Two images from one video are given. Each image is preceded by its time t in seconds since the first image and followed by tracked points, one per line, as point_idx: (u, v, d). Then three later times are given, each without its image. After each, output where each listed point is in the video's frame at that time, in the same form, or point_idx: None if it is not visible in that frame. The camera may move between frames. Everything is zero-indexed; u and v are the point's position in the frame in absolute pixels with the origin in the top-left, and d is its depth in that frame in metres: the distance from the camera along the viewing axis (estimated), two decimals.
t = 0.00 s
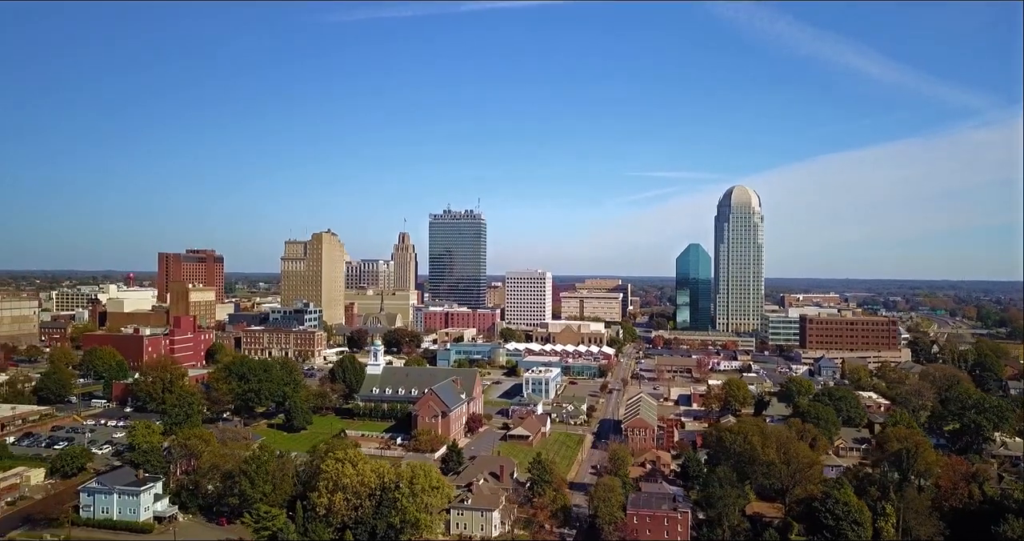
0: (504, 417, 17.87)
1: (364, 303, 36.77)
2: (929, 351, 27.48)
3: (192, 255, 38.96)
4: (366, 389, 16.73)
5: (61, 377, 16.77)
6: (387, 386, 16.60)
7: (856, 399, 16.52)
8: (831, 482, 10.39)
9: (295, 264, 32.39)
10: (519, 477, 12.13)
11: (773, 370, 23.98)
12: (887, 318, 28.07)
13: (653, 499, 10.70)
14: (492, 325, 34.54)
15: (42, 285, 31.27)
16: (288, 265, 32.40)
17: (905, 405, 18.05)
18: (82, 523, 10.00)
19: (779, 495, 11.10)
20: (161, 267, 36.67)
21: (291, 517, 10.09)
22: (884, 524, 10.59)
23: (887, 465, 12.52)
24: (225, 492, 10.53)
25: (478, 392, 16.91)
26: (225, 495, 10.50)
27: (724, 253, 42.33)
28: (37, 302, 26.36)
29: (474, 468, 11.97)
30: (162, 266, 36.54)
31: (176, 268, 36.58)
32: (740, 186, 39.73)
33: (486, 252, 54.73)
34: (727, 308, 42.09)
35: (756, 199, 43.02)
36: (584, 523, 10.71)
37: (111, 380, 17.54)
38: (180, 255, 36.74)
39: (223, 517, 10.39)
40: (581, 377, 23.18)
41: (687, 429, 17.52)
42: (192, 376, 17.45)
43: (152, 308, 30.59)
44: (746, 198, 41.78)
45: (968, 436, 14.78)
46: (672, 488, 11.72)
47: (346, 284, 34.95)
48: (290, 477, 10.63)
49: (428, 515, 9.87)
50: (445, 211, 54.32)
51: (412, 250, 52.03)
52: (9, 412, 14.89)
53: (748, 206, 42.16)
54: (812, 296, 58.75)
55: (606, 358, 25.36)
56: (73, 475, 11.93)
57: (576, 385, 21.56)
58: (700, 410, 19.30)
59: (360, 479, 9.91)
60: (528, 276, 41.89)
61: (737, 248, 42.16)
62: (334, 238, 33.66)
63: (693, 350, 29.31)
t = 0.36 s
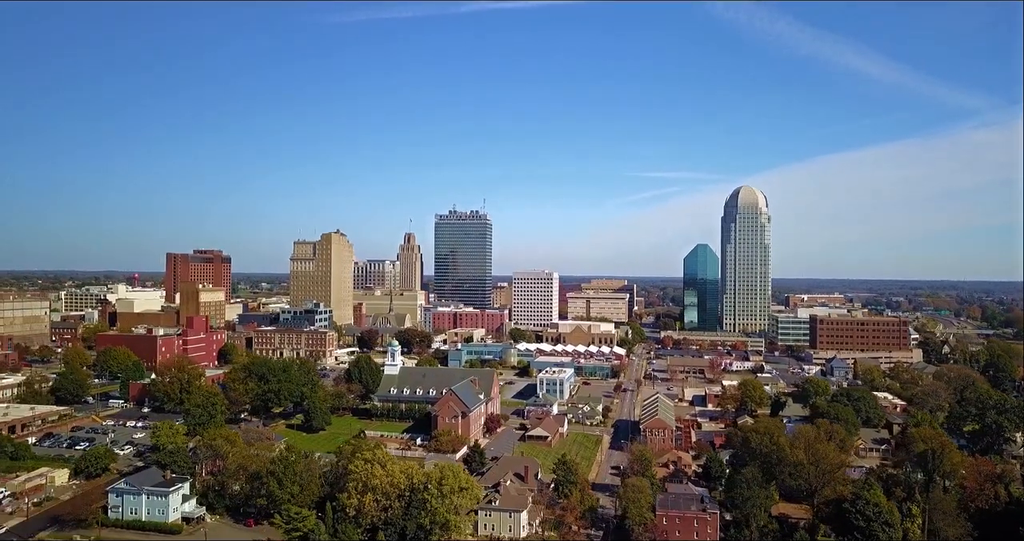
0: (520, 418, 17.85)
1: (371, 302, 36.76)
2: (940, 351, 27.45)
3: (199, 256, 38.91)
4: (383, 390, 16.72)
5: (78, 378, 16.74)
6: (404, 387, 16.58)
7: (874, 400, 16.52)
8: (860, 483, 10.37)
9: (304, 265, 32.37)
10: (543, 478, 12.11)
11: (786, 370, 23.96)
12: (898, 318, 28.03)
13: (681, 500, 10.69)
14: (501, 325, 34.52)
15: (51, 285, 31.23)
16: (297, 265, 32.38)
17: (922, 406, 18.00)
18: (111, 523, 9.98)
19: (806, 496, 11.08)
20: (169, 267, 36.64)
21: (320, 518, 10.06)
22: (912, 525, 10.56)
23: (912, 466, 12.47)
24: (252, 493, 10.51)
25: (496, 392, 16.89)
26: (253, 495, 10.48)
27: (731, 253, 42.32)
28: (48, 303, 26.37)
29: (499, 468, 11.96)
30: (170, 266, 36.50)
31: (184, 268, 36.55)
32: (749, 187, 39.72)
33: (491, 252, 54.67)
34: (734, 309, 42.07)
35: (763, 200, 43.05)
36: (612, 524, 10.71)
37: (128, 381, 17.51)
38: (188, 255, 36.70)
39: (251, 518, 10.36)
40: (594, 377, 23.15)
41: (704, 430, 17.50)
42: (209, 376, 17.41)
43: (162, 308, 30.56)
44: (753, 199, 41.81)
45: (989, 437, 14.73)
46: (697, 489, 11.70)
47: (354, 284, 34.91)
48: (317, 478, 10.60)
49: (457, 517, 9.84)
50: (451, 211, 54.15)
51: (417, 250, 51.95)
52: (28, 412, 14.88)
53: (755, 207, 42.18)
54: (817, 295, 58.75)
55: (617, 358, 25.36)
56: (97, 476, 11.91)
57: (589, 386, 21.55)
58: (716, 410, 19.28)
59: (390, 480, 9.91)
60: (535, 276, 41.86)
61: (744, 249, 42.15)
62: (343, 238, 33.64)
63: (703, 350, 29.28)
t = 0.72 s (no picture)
0: (536, 420, 17.82)
1: (380, 303, 36.75)
2: (951, 352, 27.42)
3: (207, 257, 38.91)
4: (402, 391, 16.85)
5: (96, 378, 16.72)
6: (422, 388, 16.72)
7: (893, 402, 16.54)
8: (890, 485, 10.36)
9: (314, 265, 32.37)
10: (567, 479, 12.08)
11: (799, 372, 23.94)
12: (908, 319, 27.94)
13: (709, 501, 10.70)
14: (509, 326, 34.49)
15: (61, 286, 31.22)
16: (307, 266, 32.37)
17: (939, 407, 17.96)
18: (140, 525, 9.97)
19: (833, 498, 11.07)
20: (177, 268, 36.62)
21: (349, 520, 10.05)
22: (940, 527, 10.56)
23: (937, 468, 12.46)
24: (281, 494, 10.50)
25: (513, 394, 16.89)
26: (281, 497, 10.47)
27: (738, 254, 42.28)
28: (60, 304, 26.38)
29: (523, 470, 11.95)
30: (178, 266, 36.49)
31: (192, 269, 36.57)
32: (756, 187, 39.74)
33: (497, 252, 54.69)
34: (741, 309, 42.02)
35: (770, 201, 43.05)
36: (640, 525, 10.73)
37: (145, 382, 17.49)
38: (196, 256, 36.69)
39: (278, 519, 10.35)
40: (607, 379, 23.10)
41: (721, 431, 17.47)
42: (225, 378, 17.39)
43: (172, 309, 30.55)
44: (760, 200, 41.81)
45: (1011, 438, 14.57)
46: (724, 491, 11.68)
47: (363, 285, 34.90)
48: (345, 480, 10.58)
49: (487, 518, 9.81)
50: (456, 212, 54.32)
51: (422, 251, 52.02)
52: (48, 413, 14.87)
53: (762, 208, 42.18)
54: (822, 295, 58.72)
55: (629, 360, 25.29)
56: (121, 477, 11.89)
57: (603, 387, 21.49)
58: (732, 412, 19.25)
59: (420, 481, 9.91)
60: (542, 277, 41.83)
61: (750, 249, 42.13)
62: (353, 239, 33.63)
63: (713, 351, 29.25)
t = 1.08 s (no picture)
0: (554, 420, 17.80)
1: (389, 303, 36.76)
2: (964, 353, 27.38)
3: (216, 257, 38.93)
4: (421, 391, 16.87)
5: (114, 379, 16.71)
6: (442, 389, 16.74)
7: (913, 403, 16.55)
8: (922, 487, 10.34)
9: (324, 266, 32.39)
10: (594, 481, 12.07)
11: (813, 373, 23.92)
12: (920, 320, 27.88)
13: (738, 502, 10.70)
14: (519, 327, 34.48)
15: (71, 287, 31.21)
16: (317, 266, 32.39)
17: (958, 407, 17.93)
18: (172, 525, 9.96)
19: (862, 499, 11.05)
20: (186, 268, 36.63)
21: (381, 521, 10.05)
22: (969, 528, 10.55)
23: (963, 469, 12.42)
24: (311, 495, 10.50)
25: (533, 395, 16.89)
26: (312, 497, 10.47)
27: (746, 254, 42.27)
28: (73, 304, 26.42)
29: (550, 470, 11.95)
30: (187, 267, 36.50)
31: (201, 270, 36.60)
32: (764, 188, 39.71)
33: (503, 253, 54.69)
34: (749, 310, 42.01)
35: (777, 202, 43.06)
36: (671, 524, 10.74)
37: (163, 382, 17.49)
38: (205, 256, 36.71)
39: (308, 520, 10.35)
40: (620, 379, 23.08)
41: (740, 431, 17.45)
42: (244, 379, 17.38)
43: (182, 310, 30.55)
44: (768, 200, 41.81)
45: None
46: (751, 492, 11.68)
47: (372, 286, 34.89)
48: (374, 481, 10.57)
49: (520, 520, 9.81)
50: (461, 213, 54.36)
51: (428, 252, 52.07)
52: (70, 413, 14.88)
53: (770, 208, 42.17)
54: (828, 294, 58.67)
55: (642, 360, 25.25)
56: (148, 478, 11.88)
57: (618, 388, 21.44)
58: (749, 412, 19.24)
59: (452, 482, 9.91)
60: (550, 277, 41.81)
61: (758, 250, 42.11)
62: (363, 240, 33.63)
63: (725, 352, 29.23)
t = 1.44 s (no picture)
0: (571, 420, 17.78)
1: (397, 303, 36.74)
2: (975, 353, 27.36)
3: (224, 257, 38.92)
4: (439, 391, 16.85)
5: (132, 379, 16.70)
6: (460, 389, 16.74)
7: (932, 403, 16.53)
8: (952, 488, 10.32)
9: (333, 266, 32.39)
10: (619, 481, 12.06)
11: (826, 373, 23.89)
12: (932, 320, 27.85)
13: (767, 502, 10.69)
14: (528, 327, 34.44)
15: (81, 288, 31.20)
16: (326, 266, 32.38)
17: (975, 408, 17.89)
18: (202, 526, 9.94)
19: (889, 500, 11.02)
20: (195, 269, 36.63)
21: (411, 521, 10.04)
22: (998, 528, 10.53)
23: (988, 469, 12.39)
24: (339, 495, 10.49)
25: (551, 396, 16.87)
26: (340, 498, 10.47)
27: (753, 255, 42.23)
28: (85, 304, 26.43)
29: (575, 470, 11.93)
30: (195, 267, 36.49)
31: (209, 270, 36.60)
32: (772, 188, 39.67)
33: (509, 253, 54.66)
34: (756, 311, 41.98)
35: (784, 202, 43.03)
36: (698, 524, 10.72)
37: (180, 383, 17.48)
38: (213, 256, 36.71)
39: (337, 520, 10.35)
40: (633, 380, 23.04)
41: (757, 431, 17.41)
42: (261, 379, 17.38)
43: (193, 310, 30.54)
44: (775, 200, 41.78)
45: None
46: (777, 492, 11.66)
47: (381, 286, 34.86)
48: (402, 481, 10.57)
49: (550, 520, 9.81)
50: (467, 213, 54.36)
51: (434, 252, 52.07)
52: (90, 413, 14.87)
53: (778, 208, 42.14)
54: (833, 294, 58.61)
55: (654, 361, 25.23)
56: (173, 478, 11.88)
57: (632, 388, 21.42)
58: (765, 413, 19.21)
59: (483, 482, 9.90)
60: (557, 278, 41.80)
61: (766, 250, 42.07)
62: (372, 240, 33.64)
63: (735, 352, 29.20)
